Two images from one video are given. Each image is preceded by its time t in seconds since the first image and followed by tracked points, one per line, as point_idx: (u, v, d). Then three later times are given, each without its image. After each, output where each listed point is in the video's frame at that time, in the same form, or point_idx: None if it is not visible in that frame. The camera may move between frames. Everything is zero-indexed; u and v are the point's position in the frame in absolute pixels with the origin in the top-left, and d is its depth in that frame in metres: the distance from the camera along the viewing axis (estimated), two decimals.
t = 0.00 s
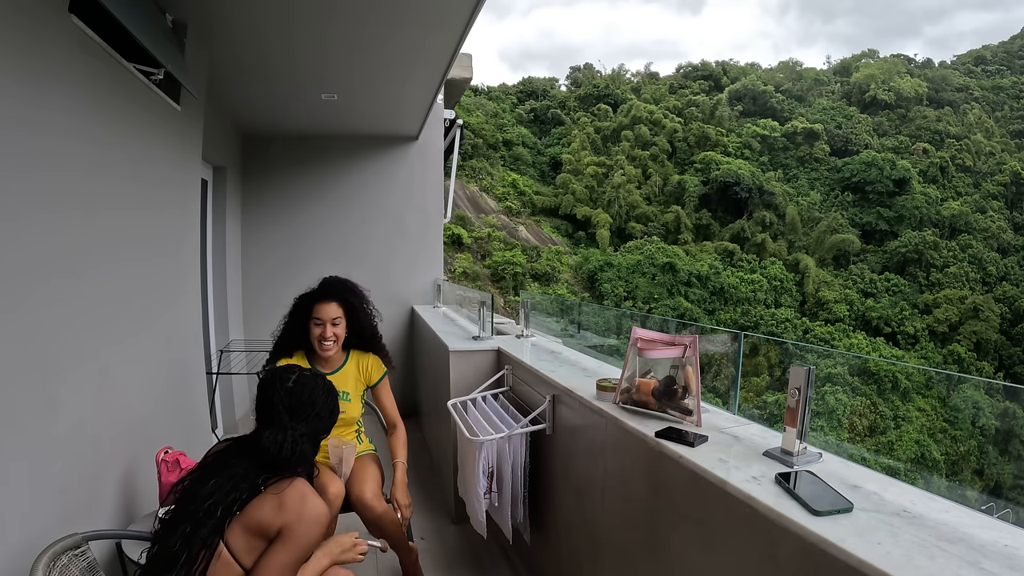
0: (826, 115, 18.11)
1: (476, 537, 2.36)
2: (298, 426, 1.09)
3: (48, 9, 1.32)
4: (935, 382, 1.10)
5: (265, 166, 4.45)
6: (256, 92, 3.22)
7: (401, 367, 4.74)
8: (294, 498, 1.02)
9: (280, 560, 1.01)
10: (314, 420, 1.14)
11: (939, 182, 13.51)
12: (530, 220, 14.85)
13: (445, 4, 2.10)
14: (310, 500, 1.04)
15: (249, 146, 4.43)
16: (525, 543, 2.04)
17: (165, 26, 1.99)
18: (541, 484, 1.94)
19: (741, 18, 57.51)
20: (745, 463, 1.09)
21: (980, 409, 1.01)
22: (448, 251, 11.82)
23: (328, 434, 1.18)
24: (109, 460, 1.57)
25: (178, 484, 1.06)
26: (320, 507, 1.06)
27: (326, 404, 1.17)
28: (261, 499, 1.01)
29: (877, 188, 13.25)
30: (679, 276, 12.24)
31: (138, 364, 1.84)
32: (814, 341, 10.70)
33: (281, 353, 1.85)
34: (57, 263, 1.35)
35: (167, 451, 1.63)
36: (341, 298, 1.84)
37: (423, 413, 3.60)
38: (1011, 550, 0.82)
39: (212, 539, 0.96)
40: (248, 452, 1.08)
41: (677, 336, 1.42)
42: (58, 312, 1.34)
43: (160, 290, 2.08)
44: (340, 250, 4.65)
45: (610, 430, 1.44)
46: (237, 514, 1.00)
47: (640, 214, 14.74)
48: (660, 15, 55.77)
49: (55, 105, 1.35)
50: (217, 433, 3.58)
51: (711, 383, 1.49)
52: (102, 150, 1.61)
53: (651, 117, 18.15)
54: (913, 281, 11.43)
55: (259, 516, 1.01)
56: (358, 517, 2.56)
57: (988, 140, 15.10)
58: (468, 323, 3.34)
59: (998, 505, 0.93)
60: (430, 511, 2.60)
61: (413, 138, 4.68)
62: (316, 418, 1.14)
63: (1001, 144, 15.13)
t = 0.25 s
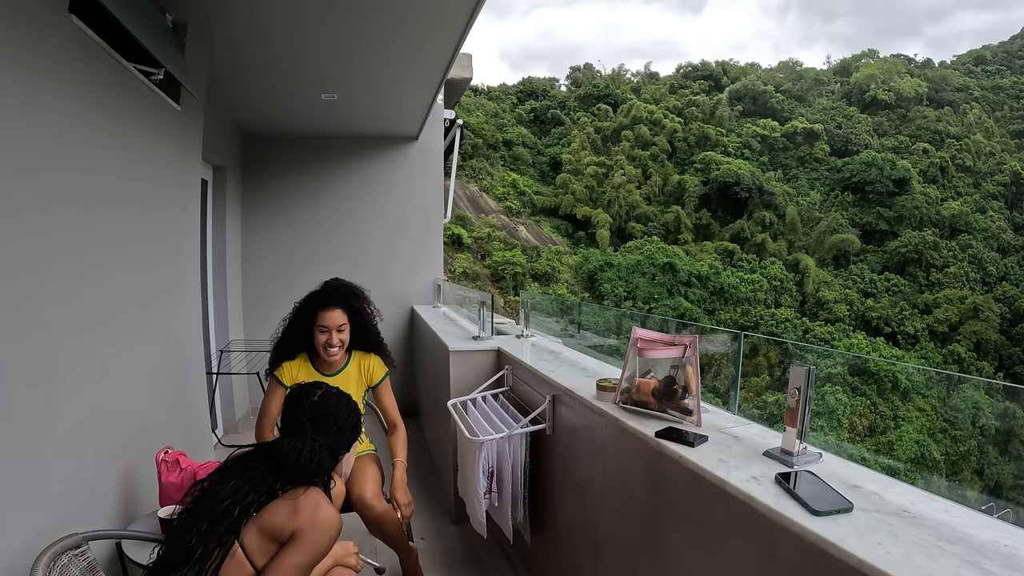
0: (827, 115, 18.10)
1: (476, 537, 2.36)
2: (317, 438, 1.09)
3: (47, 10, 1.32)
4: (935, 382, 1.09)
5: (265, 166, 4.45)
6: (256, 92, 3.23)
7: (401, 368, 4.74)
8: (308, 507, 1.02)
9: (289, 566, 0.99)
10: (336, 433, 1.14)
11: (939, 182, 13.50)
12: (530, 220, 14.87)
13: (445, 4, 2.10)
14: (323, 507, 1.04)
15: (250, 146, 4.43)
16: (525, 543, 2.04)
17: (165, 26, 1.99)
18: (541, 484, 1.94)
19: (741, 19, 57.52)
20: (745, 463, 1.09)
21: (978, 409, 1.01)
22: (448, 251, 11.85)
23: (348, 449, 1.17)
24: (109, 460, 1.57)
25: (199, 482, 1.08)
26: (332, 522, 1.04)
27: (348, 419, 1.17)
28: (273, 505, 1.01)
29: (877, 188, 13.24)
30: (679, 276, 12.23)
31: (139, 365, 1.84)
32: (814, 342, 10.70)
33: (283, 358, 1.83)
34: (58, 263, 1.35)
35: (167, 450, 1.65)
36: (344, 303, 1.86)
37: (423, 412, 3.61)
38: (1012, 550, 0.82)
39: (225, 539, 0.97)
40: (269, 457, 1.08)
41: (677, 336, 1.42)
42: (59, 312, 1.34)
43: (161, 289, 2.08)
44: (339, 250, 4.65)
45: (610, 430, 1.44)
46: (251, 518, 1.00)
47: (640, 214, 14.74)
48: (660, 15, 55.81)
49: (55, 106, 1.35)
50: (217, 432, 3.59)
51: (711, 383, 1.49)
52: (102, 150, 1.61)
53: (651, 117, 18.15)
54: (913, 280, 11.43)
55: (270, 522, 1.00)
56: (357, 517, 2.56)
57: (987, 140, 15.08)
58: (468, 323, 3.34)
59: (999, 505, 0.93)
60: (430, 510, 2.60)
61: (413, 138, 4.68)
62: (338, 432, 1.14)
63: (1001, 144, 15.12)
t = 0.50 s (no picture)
0: (827, 116, 18.07)
1: (476, 536, 2.36)
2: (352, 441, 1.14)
3: (48, 10, 1.32)
4: (935, 382, 1.09)
5: (265, 166, 4.46)
6: (257, 92, 3.23)
7: (400, 368, 4.74)
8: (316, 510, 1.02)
9: (294, 568, 0.99)
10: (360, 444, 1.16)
11: (939, 182, 13.48)
12: (530, 220, 14.87)
13: (446, 4, 2.10)
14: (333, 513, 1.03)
15: (250, 146, 4.43)
16: (525, 543, 2.04)
17: (165, 26, 1.99)
18: (541, 484, 1.94)
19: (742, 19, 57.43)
20: (745, 463, 1.09)
21: (979, 409, 1.01)
22: (448, 251, 11.86)
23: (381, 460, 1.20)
24: (109, 460, 1.57)
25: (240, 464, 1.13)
26: (340, 527, 1.03)
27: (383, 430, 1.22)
28: (283, 503, 1.01)
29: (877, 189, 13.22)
30: (679, 276, 12.22)
31: (139, 364, 1.84)
32: (814, 342, 10.69)
33: (281, 358, 1.82)
34: (58, 263, 1.35)
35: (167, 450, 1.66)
36: (345, 306, 1.81)
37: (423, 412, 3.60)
38: (1011, 550, 0.82)
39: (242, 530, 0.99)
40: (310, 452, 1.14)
41: (677, 336, 1.42)
42: (59, 311, 1.34)
43: (160, 288, 2.08)
44: (339, 250, 4.65)
45: (611, 429, 1.44)
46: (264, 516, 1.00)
47: (640, 214, 14.72)
48: (661, 16, 55.74)
49: (56, 105, 1.35)
50: (217, 432, 3.58)
51: (711, 383, 1.48)
52: (102, 150, 1.61)
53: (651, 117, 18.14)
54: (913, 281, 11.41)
55: (279, 520, 1.01)
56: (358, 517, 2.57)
57: (988, 140, 15.05)
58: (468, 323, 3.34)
59: (998, 506, 0.94)
60: (430, 510, 2.60)
61: (413, 138, 4.68)
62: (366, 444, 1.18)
63: (1002, 144, 15.09)
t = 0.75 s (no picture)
0: (827, 115, 18.04)
1: (476, 537, 2.36)
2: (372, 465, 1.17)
3: (48, 10, 1.33)
4: (935, 382, 1.09)
5: (265, 166, 4.46)
6: (256, 93, 3.23)
7: (400, 368, 4.74)
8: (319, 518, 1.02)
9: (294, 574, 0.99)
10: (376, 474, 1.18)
11: (940, 181, 13.45)
12: (530, 220, 14.89)
13: (445, 4, 2.10)
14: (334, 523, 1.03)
15: (250, 146, 4.43)
16: (525, 543, 2.04)
17: (165, 26, 1.98)
18: (541, 484, 1.94)
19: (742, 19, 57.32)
20: (745, 463, 1.09)
21: (979, 408, 1.01)
22: (448, 251, 11.88)
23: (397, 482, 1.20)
24: (109, 459, 1.57)
25: (274, 456, 1.15)
26: (342, 538, 1.03)
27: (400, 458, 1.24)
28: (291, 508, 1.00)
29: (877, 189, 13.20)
30: (679, 276, 12.21)
31: (139, 363, 1.84)
32: (814, 342, 10.65)
33: (275, 360, 1.84)
34: (59, 262, 1.36)
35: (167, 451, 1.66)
36: (331, 313, 1.78)
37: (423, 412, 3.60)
38: (1011, 550, 0.82)
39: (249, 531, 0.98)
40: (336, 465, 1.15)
41: (677, 336, 1.42)
42: (58, 312, 1.34)
43: (160, 287, 2.08)
44: (339, 250, 4.65)
45: (611, 429, 1.44)
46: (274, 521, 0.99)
47: (640, 214, 14.72)
48: (661, 16, 55.71)
49: (54, 103, 1.35)
50: (217, 432, 3.58)
51: (711, 383, 1.48)
52: (102, 150, 1.61)
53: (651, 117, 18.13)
54: (913, 281, 11.39)
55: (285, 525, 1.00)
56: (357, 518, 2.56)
57: (988, 140, 15.02)
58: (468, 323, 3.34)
59: (999, 505, 0.94)
60: (430, 511, 2.60)
61: (413, 138, 4.68)
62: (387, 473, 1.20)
63: (1002, 144, 15.06)
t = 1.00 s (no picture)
0: (827, 115, 18.01)
1: (475, 537, 2.36)
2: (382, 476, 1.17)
3: (48, 11, 1.33)
4: (935, 382, 1.09)
5: (265, 166, 4.46)
6: (256, 93, 3.23)
7: (400, 368, 4.74)
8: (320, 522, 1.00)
9: None
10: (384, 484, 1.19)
11: (940, 181, 13.42)
12: (530, 220, 14.89)
13: (445, 4, 2.10)
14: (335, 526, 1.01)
15: (250, 146, 4.43)
16: (525, 544, 2.04)
17: (165, 26, 1.98)
18: (541, 484, 1.94)
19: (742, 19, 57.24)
20: (745, 463, 1.09)
21: (979, 409, 1.01)
22: (448, 251, 11.90)
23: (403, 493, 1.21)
24: (109, 459, 1.57)
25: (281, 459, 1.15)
26: (344, 540, 1.01)
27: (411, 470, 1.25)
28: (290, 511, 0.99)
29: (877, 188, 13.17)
30: (679, 276, 12.20)
31: (138, 364, 1.84)
32: (814, 341, 10.63)
33: (271, 362, 1.86)
34: (59, 263, 1.36)
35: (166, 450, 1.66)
36: (316, 315, 1.78)
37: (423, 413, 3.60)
38: (1010, 550, 0.82)
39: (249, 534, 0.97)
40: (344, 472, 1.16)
41: (677, 336, 1.42)
42: (59, 313, 1.35)
43: (161, 287, 2.08)
44: (339, 250, 4.65)
45: (611, 429, 1.44)
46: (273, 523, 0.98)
47: (640, 214, 14.70)
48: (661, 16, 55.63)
49: (54, 103, 1.35)
50: (216, 432, 3.58)
51: (711, 383, 1.48)
52: (102, 150, 1.61)
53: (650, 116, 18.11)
54: (913, 280, 11.38)
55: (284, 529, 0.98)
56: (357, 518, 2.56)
57: (988, 141, 14.98)
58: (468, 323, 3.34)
59: (998, 506, 0.94)
60: (430, 511, 2.60)
61: (413, 138, 4.68)
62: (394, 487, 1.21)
63: (1002, 144, 15.04)
